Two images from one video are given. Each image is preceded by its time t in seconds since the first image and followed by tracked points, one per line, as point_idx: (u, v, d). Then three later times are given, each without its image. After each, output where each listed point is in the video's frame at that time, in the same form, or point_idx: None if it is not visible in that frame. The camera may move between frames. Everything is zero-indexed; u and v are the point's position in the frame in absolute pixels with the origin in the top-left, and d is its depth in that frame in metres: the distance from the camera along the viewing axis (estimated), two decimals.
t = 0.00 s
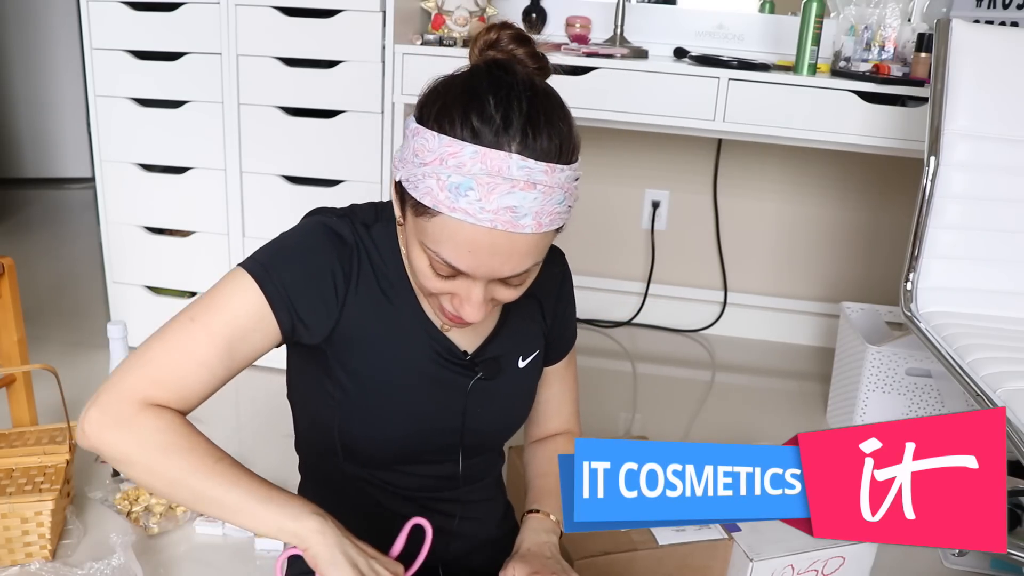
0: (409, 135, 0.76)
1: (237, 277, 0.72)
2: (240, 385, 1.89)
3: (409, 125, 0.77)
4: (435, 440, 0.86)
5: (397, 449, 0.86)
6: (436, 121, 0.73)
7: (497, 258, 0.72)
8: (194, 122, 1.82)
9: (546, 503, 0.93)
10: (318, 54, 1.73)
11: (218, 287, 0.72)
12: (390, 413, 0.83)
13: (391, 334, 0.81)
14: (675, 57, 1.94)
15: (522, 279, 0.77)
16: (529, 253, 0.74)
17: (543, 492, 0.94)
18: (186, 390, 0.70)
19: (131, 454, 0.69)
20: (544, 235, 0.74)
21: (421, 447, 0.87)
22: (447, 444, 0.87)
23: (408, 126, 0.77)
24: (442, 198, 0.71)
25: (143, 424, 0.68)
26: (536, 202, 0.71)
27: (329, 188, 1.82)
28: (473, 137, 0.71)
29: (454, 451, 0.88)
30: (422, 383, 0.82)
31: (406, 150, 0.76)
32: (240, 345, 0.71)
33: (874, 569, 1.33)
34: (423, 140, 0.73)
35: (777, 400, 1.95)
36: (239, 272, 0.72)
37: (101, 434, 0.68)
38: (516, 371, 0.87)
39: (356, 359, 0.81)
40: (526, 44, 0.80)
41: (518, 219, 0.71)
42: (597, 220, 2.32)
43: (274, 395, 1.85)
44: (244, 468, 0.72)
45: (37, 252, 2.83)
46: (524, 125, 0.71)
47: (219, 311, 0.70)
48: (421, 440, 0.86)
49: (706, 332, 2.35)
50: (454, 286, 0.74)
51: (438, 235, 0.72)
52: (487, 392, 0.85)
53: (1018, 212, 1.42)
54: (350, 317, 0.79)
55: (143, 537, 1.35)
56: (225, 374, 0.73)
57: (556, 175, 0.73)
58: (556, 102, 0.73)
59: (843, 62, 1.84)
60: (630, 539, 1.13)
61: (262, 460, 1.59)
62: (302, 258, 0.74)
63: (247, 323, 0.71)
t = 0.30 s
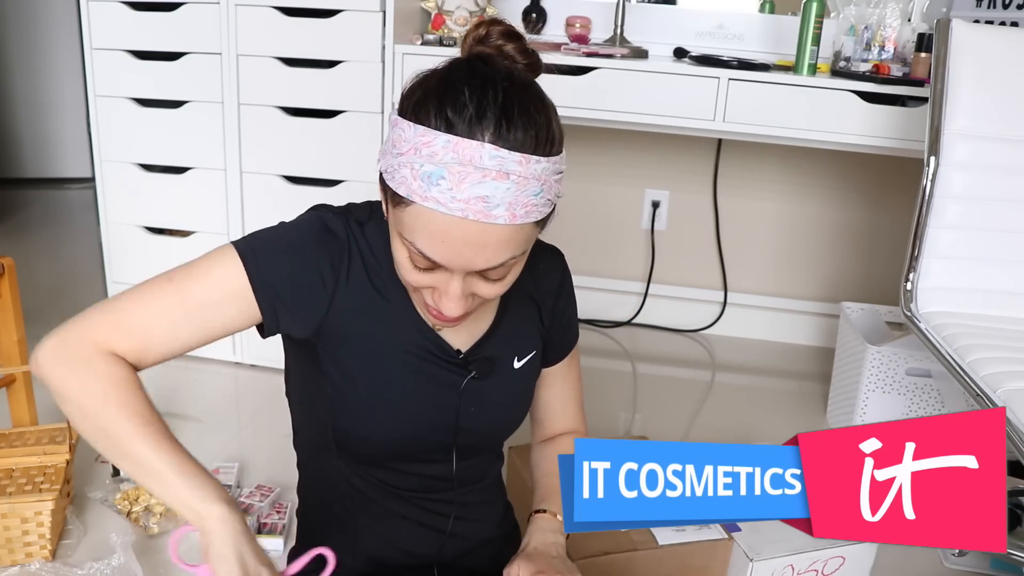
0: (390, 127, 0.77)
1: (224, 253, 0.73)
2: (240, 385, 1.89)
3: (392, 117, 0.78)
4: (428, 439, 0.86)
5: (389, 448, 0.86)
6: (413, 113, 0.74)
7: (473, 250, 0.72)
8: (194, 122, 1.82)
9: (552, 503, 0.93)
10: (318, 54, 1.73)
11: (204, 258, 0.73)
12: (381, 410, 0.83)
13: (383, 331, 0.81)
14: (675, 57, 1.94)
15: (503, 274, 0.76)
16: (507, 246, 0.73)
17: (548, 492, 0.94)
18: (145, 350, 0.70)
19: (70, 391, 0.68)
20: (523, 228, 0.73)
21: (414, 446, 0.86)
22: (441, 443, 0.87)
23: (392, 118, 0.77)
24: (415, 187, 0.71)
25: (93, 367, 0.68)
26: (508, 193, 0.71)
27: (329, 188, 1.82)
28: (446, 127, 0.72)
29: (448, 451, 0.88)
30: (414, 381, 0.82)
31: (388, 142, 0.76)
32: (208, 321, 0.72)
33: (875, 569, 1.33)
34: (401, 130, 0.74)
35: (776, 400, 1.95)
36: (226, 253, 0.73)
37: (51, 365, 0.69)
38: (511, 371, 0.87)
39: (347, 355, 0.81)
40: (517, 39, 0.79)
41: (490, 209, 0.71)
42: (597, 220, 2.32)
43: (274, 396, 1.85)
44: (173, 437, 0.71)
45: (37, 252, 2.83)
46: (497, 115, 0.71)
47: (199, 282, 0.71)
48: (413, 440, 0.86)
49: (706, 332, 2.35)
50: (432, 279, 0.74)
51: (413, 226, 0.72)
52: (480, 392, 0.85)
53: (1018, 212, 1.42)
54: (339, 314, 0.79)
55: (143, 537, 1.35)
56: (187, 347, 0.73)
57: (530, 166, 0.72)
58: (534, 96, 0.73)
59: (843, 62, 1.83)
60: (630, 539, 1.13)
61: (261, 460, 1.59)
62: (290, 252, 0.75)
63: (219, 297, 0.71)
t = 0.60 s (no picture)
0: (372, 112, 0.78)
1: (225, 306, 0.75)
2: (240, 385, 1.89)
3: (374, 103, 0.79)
4: (423, 438, 0.86)
5: (386, 447, 0.86)
6: (393, 93, 0.75)
7: (465, 216, 0.71)
8: (194, 122, 1.82)
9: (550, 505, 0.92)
10: (318, 54, 1.73)
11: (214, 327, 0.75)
12: (377, 409, 0.83)
13: (376, 329, 0.81)
14: (675, 57, 1.94)
15: (496, 245, 0.75)
16: (497, 211, 0.73)
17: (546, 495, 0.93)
18: (191, 435, 0.72)
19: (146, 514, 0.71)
20: (511, 192, 0.73)
21: (411, 443, 0.86)
22: (436, 442, 0.87)
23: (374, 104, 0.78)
24: (401, 159, 0.72)
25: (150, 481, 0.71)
26: (492, 155, 0.71)
27: (329, 188, 1.82)
28: (427, 100, 0.72)
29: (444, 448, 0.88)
30: (410, 378, 0.82)
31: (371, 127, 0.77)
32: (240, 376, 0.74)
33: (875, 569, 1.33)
34: (383, 110, 0.75)
35: (776, 400, 1.96)
36: (225, 296, 0.76)
37: (123, 496, 0.72)
38: (505, 367, 0.87)
39: (342, 355, 0.82)
40: (487, 24, 0.79)
41: (476, 173, 0.70)
42: (597, 220, 2.33)
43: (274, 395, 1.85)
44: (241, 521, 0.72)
45: (36, 252, 2.83)
46: (476, 83, 0.72)
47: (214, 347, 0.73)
48: (409, 439, 0.86)
49: (706, 332, 2.35)
50: (427, 254, 0.73)
51: (404, 200, 0.72)
52: (475, 388, 0.85)
53: (1018, 211, 1.42)
54: (332, 319, 0.81)
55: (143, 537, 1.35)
56: (228, 414, 0.75)
57: (512, 130, 0.72)
58: (509, 65, 0.74)
59: (843, 62, 1.84)
60: (630, 539, 1.13)
61: (262, 460, 1.59)
62: (279, 272, 0.77)
63: (244, 357, 0.74)
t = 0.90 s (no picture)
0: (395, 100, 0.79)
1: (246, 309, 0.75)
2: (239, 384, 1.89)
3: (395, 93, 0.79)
4: (430, 435, 0.86)
5: (393, 443, 0.86)
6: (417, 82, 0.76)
7: (490, 197, 0.72)
8: (194, 122, 1.82)
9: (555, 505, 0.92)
10: (318, 54, 1.73)
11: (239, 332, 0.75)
12: (387, 404, 0.83)
13: (388, 325, 0.81)
14: (675, 57, 1.94)
15: (515, 232, 0.76)
16: (519, 194, 0.73)
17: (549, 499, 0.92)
18: (230, 439, 0.73)
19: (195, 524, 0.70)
20: (532, 177, 0.74)
21: (417, 440, 0.87)
22: (442, 439, 0.87)
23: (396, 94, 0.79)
24: (426, 142, 0.72)
25: (193, 490, 0.70)
26: (516, 139, 0.72)
27: (329, 188, 1.83)
28: (453, 86, 0.73)
29: (449, 446, 0.88)
30: (420, 375, 0.83)
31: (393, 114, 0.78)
32: (273, 376, 0.75)
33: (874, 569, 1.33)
34: (407, 96, 0.75)
35: (776, 400, 1.96)
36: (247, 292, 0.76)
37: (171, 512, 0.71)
38: (511, 368, 0.87)
39: (355, 349, 0.82)
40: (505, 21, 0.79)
41: (500, 155, 0.71)
42: (597, 219, 2.33)
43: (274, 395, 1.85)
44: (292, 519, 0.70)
45: (36, 252, 2.83)
46: (500, 71, 0.73)
47: (244, 350, 0.74)
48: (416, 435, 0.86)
49: (706, 332, 2.35)
50: (449, 238, 0.73)
51: (429, 182, 0.72)
52: (483, 386, 0.85)
53: (1018, 211, 1.42)
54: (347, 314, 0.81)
55: (143, 537, 1.35)
56: (264, 415, 0.75)
57: (534, 117, 0.73)
58: (530, 56, 0.75)
59: (843, 62, 1.84)
60: (630, 539, 1.13)
61: (261, 461, 1.59)
62: (296, 264, 0.77)
63: (274, 355, 0.75)
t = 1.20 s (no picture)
0: (416, 106, 0.78)
1: (264, 304, 0.73)
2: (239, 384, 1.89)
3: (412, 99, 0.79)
4: (446, 432, 0.87)
5: (410, 442, 0.87)
6: (444, 79, 0.76)
7: (549, 178, 0.72)
8: (194, 122, 1.82)
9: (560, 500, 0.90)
10: (318, 54, 1.73)
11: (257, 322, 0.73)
12: (406, 402, 0.84)
13: (409, 324, 0.82)
14: (675, 57, 1.94)
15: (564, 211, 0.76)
16: (569, 170, 0.74)
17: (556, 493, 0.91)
18: (250, 423, 0.71)
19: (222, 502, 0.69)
20: (577, 153, 0.75)
21: (433, 438, 0.87)
22: (458, 436, 0.88)
23: (415, 100, 0.78)
24: (479, 135, 0.72)
25: (217, 469, 0.68)
26: (562, 116, 0.73)
27: (329, 188, 1.83)
28: (489, 76, 0.74)
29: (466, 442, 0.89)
30: (440, 372, 0.83)
31: (422, 121, 0.77)
32: (294, 365, 0.73)
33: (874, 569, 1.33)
34: (439, 97, 0.75)
35: (776, 400, 1.96)
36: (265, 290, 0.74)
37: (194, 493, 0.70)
38: (524, 363, 0.89)
39: (375, 350, 0.82)
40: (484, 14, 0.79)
41: (556, 133, 0.72)
42: (597, 219, 2.33)
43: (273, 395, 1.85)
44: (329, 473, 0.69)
45: (36, 252, 2.83)
46: (530, 58, 0.75)
47: (262, 340, 0.72)
48: (433, 433, 0.87)
49: (706, 332, 2.35)
50: (508, 227, 0.73)
51: (483, 175, 0.72)
52: (501, 380, 0.87)
53: (1018, 211, 1.42)
54: (369, 314, 0.81)
55: (143, 537, 1.35)
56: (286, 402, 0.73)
57: (569, 92, 0.76)
58: (547, 44, 0.78)
59: (843, 62, 1.84)
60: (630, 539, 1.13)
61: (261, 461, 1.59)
62: (318, 263, 0.76)
63: (294, 344, 0.73)
